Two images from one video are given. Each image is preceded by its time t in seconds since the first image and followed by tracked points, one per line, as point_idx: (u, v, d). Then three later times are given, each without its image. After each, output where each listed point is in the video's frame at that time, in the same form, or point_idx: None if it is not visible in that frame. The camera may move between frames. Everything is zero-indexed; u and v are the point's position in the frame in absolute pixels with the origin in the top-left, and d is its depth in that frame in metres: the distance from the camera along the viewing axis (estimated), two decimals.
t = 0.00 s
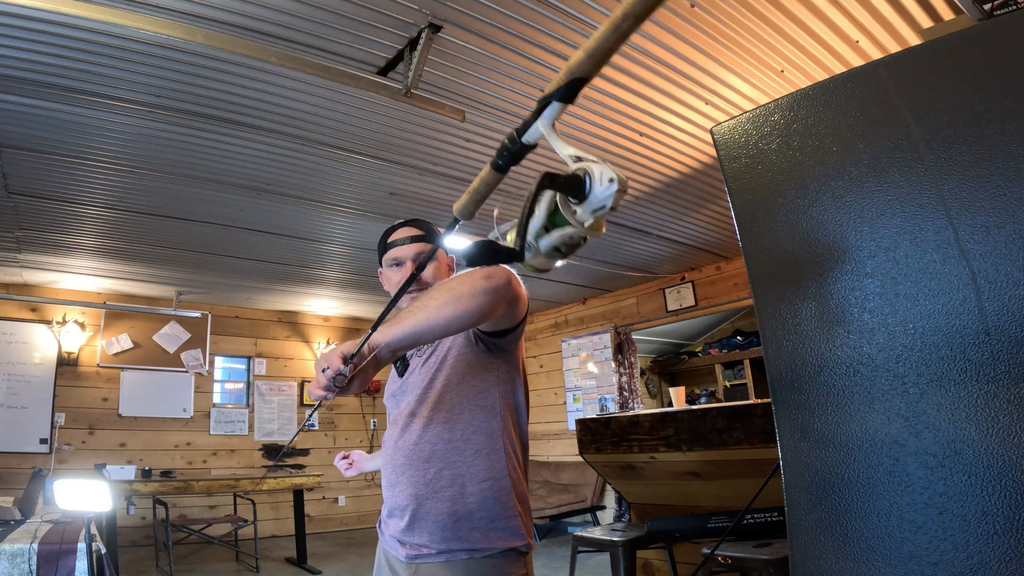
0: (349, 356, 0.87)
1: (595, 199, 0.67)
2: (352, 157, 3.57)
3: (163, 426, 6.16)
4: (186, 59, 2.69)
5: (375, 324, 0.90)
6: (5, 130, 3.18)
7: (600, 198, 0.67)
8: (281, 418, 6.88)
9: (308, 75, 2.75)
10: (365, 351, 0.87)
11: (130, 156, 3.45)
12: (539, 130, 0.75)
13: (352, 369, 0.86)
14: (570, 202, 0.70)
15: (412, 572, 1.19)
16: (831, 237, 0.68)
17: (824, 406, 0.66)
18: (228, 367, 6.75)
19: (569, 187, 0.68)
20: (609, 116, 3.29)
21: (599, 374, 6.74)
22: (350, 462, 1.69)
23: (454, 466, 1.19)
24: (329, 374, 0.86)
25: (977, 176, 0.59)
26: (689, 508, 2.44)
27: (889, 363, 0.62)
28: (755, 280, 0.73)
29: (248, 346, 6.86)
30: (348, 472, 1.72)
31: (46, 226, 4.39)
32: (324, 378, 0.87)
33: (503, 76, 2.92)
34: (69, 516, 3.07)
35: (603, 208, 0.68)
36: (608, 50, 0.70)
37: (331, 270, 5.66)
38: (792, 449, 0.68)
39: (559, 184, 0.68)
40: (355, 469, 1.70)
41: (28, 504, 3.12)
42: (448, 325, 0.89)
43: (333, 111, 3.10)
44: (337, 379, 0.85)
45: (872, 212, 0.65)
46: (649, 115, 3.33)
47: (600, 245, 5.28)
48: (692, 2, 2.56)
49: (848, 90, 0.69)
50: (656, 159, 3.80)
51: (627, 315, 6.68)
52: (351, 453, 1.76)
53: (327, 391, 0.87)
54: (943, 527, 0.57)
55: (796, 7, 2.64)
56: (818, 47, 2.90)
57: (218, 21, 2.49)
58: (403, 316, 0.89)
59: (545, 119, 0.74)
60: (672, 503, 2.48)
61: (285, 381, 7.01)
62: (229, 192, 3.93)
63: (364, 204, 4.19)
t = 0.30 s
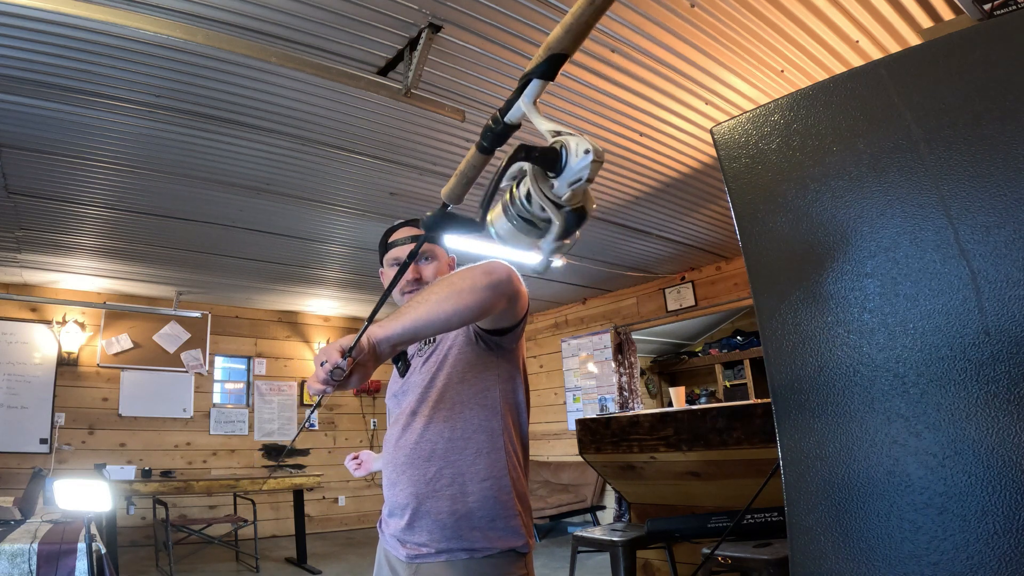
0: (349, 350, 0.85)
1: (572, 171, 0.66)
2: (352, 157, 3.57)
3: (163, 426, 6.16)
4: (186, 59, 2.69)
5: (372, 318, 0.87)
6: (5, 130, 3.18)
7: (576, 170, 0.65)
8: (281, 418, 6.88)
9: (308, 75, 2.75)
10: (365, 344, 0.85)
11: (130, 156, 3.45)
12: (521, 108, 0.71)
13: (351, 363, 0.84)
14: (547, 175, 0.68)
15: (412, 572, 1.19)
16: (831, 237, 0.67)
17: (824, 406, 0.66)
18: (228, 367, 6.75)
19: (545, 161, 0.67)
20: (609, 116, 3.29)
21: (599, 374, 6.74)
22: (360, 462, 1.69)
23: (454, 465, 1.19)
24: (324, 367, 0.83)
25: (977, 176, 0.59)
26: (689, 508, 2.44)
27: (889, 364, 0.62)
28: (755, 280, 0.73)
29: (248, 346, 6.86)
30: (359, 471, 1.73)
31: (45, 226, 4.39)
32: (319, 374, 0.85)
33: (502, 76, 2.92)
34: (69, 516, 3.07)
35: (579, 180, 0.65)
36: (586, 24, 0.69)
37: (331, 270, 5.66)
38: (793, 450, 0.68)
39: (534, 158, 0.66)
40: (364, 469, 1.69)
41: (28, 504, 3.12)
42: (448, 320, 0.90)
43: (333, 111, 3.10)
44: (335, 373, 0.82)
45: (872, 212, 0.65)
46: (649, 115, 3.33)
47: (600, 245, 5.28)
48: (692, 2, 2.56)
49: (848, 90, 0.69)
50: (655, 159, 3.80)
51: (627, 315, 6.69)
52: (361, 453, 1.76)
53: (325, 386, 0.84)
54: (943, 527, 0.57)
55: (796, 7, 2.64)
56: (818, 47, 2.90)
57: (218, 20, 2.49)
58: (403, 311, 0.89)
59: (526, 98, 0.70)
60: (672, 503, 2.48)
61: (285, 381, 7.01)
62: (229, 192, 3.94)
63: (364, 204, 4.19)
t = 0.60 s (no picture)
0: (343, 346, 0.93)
1: (566, 203, 0.57)
2: (352, 157, 3.57)
3: (163, 426, 6.16)
4: (186, 59, 2.69)
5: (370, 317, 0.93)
6: (5, 130, 3.18)
7: (571, 203, 0.56)
8: (281, 418, 6.89)
9: (308, 75, 2.75)
10: (358, 340, 0.92)
11: (130, 156, 3.45)
12: (521, 128, 0.68)
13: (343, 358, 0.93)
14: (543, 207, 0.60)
15: (412, 572, 1.19)
16: (832, 238, 0.67)
17: (824, 406, 0.66)
18: (228, 367, 6.75)
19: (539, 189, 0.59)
20: (609, 116, 3.29)
21: (599, 374, 6.74)
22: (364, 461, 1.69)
23: (453, 464, 1.19)
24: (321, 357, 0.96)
25: (976, 176, 0.59)
26: (689, 508, 2.44)
27: (890, 363, 0.62)
28: (755, 282, 0.73)
29: (248, 346, 6.86)
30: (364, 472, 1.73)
31: (45, 226, 4.40)
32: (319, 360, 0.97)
33: (503, 76, 2.92)
34: (69, 516, 3.07)
35: (574, 217, 0.57)
36: (591, 44, 0.61)
37: (331, 270, 5.66)
38: (792, 450, 0.68)
39: (530, 185, 0.60)
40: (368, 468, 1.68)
41: (28, 504, 3.12)
42: (449, 320, 0.88)
43: (333, 111, 3.10)
44: (330, 366, 0.93)
45: (872, 213, 0.65)
46: (649, 115, 3.33)
47: (600, 245, 5.28)
48: (692, 2, 2.56)
49: (848, 91, 0.69)
50: (655, 159, 3.80)
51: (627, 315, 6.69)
52: (366, 454, 1.76)
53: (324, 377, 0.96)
54: (943, 526, 0.57)
55: (797, 8, 2.64)
56: (817, 47, 2.89)
57: (218, 20, 2.49)
58: (400, 311, 0.91)
59: (527, 117, 0.67)
60: (672, 503, 2.48)
61: (285, 381, 7.02)
62: (229, 192, 3.94)
63: (365, 204, 4.19)
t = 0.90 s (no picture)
0: (343, 357, 0.90)
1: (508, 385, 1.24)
2: (351, 157, 3.57)
3: (163, 426, 6.16)
4: (186, 59, 2.69)
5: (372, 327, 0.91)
6: (5, 130, 3.18)
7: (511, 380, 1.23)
8: (281, 418, 6.89)
9: (308, 75, 2.75)
10: (357, 352, 0.90)
11: (130, 156, 3.45)
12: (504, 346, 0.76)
13: (342, 370, 0.90)
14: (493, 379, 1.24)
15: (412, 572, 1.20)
16: (831, 236, 0.65)
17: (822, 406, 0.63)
18: (228, 367, 6.75)
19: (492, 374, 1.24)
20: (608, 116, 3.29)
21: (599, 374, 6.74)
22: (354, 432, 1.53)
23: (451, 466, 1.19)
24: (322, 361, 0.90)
25: (975, 176, 0.56)
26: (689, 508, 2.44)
27: (890, 365, 0.59)
28: (754, 281, 0.71)
29: (248, 346, 6.86)
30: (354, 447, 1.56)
31: (45, 226, 4.40)
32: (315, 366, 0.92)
33: (502, 76, 2.92)
34: (69, 516, 3.07)
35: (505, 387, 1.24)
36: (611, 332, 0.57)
37: (331, 270, 5.66)
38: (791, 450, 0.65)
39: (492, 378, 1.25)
40: (360, 442, 1.52)
41: (28, 504, 3.13)
42: (444, 336, 0.89)
43: (333, 111, 3.10)
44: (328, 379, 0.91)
45: (871, 213, 0.62)
46: (649, 115, 3.33)
47: (600, 245, 5.28)
48: (692, 2, 2.56)
49: (849, 89, 0.66)
50: (655, 159, 3.80)
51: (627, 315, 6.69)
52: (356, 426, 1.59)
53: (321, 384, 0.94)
54: (943, 528, 0.55)
55: (796, 8, 2.64)
56: (817, 47, 2.89)
57: (218, 20, 2.48)
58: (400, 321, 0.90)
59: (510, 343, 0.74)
60: (671, 503, 2.48)
61: (285, 381, 7.02)
62: (229, 192, 3.94)
63: (364, 204, 4.20)
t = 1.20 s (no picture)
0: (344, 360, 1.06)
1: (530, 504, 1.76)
2: (352, 157, 3.57)
3: (163, 426, 6.16)
4: (186, 59, 2.69)
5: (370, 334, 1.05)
6: (5, 130, 3.18)
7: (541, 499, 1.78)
8: (281, 418, 6.89)
9: (308, 75, 2.75)
10: (356, 356, 1.05)
11: (130, 156, 3.45)
12: None
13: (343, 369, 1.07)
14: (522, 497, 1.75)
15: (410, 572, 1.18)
16: (831, 236, 0.64)
17: (823, 406, 0.62)
18: (228, 367, 6.75)
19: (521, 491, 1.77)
20: (609, 116, 3.29)
21: (599, 374, 6.75)
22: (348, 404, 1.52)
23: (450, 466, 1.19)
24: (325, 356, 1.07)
25: (975, 176, 0.56)
26: (689, 508, 2.44)
27: (890, 364, 0.58)
28: (755, 280, 0.70)
29: (248, 346, 6.86)
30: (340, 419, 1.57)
31: (45, 226, 4.40)
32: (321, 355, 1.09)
33: (502, 76, 2.92)
34: (69, 516, 3.07)
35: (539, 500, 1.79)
36: None
37: (331, 270, 5.66)
38: (792, 450, 0.64)
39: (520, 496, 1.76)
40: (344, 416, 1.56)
41: (28, 505, 3.12)
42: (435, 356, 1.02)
43: (333, 111, 3.11)
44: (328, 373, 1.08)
45: (870, 213, 0.61)
46: (648, 116, 3.33)
47: (600, 245, 5.28)
48: (692, 2, 2.56)
49: (848, 90, 0.66)
50: (655, 159, 3.80)
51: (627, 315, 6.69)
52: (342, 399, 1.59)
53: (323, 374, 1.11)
54: (943, 526, 0.54)
55: (796, 8, 2.64)
56: (818, 47, 2.89)
57: (218, 20, 2.49)
58: (398, 334, 1.03)
59: None
60: (671, 503, 2.48)
61: (285, 382, 7.02)
62: (229, 192, 3.94)
63: (365, 204, 4.20)
